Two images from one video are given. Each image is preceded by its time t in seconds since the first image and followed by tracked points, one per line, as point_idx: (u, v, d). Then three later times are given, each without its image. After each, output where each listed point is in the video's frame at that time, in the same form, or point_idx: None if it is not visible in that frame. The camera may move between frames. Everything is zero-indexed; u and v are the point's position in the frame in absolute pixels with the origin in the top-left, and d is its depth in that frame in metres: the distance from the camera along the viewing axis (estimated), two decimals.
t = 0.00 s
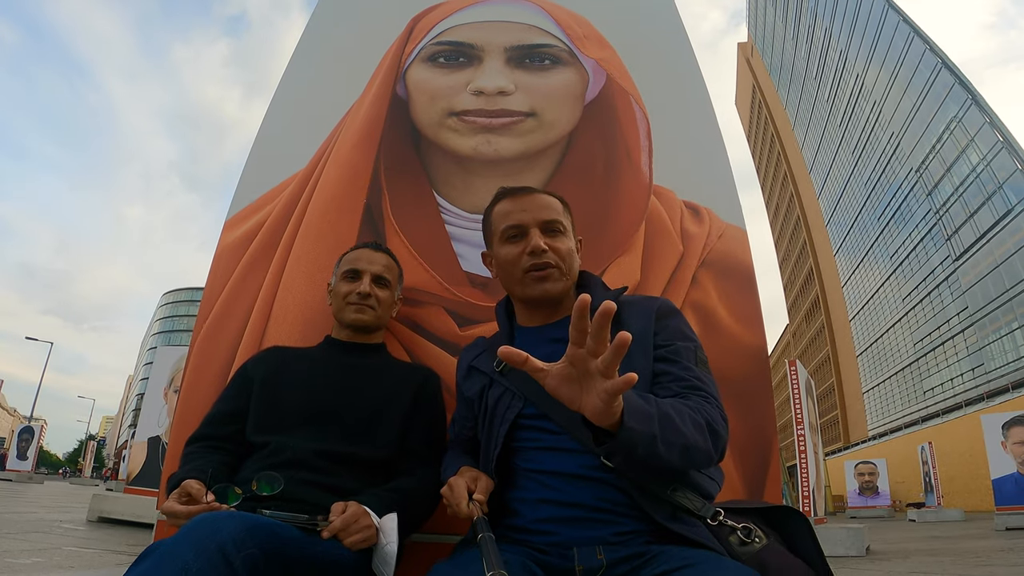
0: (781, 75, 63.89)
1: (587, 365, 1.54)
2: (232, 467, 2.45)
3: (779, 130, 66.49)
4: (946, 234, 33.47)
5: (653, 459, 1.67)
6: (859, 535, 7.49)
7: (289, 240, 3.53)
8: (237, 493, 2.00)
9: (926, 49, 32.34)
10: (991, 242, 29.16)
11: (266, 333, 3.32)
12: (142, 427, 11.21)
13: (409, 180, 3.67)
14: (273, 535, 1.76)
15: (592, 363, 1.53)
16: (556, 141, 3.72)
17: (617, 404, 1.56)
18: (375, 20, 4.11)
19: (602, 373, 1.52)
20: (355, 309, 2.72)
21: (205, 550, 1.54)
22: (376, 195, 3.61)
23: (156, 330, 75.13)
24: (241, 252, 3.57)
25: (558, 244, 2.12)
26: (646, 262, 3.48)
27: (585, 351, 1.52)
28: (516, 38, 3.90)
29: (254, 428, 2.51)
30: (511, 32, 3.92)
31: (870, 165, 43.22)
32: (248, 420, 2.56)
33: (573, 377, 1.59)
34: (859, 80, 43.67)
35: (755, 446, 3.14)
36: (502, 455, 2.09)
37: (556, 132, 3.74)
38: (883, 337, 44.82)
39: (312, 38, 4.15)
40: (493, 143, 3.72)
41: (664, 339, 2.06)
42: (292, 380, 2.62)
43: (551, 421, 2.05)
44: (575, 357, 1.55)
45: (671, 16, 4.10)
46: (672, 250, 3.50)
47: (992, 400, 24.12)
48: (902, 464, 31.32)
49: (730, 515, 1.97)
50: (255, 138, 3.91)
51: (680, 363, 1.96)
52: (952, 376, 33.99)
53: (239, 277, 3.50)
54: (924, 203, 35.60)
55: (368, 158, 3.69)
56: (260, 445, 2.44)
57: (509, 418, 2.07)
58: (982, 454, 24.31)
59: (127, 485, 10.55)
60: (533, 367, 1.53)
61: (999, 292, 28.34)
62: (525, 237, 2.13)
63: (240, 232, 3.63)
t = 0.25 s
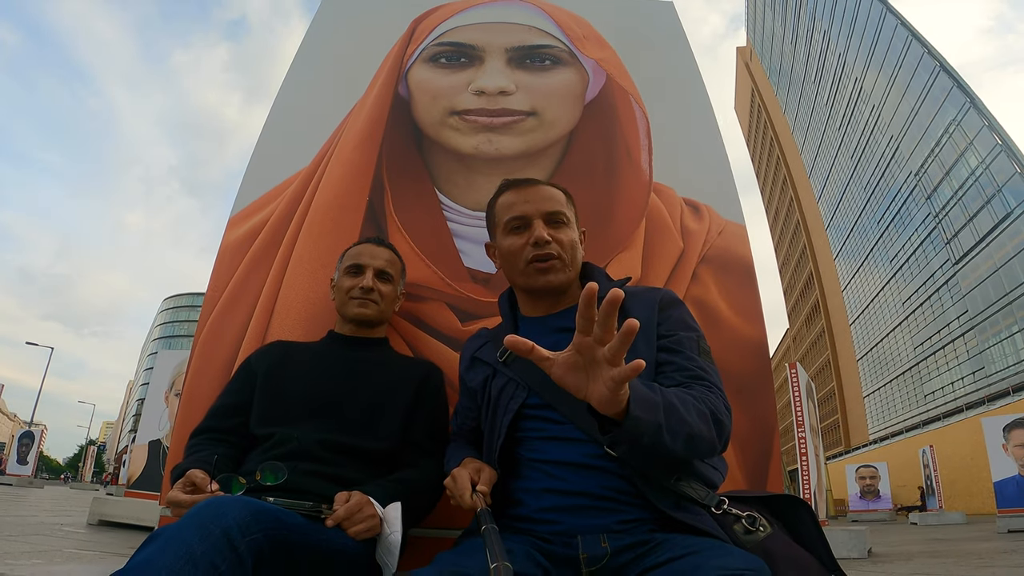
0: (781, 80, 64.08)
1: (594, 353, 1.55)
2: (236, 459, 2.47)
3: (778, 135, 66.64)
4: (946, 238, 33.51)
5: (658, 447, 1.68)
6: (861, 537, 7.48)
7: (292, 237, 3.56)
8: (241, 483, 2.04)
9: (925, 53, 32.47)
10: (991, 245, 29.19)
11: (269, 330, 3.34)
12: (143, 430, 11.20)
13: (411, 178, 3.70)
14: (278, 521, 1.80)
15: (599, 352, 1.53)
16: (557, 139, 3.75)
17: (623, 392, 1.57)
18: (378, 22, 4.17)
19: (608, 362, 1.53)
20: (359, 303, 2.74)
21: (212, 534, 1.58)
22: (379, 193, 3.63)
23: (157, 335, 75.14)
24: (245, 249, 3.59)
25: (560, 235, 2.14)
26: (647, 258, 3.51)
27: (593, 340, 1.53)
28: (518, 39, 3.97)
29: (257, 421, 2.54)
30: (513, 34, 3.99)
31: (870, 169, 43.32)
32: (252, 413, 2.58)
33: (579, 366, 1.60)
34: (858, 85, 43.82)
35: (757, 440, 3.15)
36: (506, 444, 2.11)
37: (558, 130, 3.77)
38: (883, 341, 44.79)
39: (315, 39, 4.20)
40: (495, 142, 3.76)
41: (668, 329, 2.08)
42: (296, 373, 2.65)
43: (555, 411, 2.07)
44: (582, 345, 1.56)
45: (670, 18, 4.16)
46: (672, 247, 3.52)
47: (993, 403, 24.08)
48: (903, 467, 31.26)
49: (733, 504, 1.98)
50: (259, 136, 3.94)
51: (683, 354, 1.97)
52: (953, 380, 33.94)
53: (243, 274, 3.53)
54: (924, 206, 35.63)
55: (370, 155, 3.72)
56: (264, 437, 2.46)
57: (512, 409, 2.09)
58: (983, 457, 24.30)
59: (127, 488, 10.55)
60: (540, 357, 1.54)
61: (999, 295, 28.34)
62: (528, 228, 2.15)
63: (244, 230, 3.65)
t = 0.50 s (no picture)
0: (780, 83, 64.18)
1: (595, 352, 1.56)
2: (237, 459, 2.47)
3: (778, 138, 66.69)
4: (945, 241, 33.50)
5: (660, 447, 1.69)
6: (863, 540, 7.46)
7: (293, 239, 3.57)
8: (242, 483, 2.06)
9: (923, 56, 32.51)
10: (990, 248, 29.18)
11: (270, 331, 3.35)
12: (143, 434, 11.17)
13: (412, 180, 3.70)
14: (280, 520, 1.81)
15: (600, 350, 1.54)
16: (557, 141, 3.76)
17: (624, 391, 1.57)
18: (379, 25, 4.20)
19: (610, 358, 1.53)
20: (359, 304, 2.75)
21: (213, 531, 1.59)
22: (379, 195, 3.64)
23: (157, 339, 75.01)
24: (246, 251, 3.61)
25: (561, 235, 2.15)
26: (646, 259, 3.52)
27: (595, 338, 1.54)
28: (518, 42, 3.99)
29: (258, 421, 2.54)
30: (513, 36, 4.01)
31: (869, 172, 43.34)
32: (252, 413, 2.59)
33: (580, 363, 1.60)
34: (856, 88, 43.89)
35: (757, 440, 3.16)
36: (507, 444, 2.11)
37: (558, 132, 3.78)
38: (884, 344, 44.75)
39: (316, 42, 4.23)
40: (495, 144, 3.77)
41: (669, 329, 2.09)
42: (297, 374, 2.65)
43: (556, 410, 2.07)
44: (584, 343, 1.56)
45: (670, 20, 4.18)
46: (673, 248, 3.53)
47: (994, 406, 24.05)
48: (904, 470, 31.21)
49: (735, 504, 1.98)
50: (260, 138, 3.95)
51: (684, 353, 1.98)
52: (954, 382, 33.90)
53: (244, 277, 3.54)
54: (923, 209, 35.64)
55: (371, 157, 3.73)
56: (265, 437, 2.47)
57: (513, 409, 2.09)
58: (984, 460, 24.26)
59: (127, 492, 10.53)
60: (541, 355, 1.55)
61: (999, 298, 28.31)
62: (528, 228, 2.16)
63: (244, 232, 3.66)
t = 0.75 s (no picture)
0: (779, 86, 64.24)
1: (590, 356, 1.55)
2: (233, 465, 2.47)
3: (777, 141, 66.73)
4: (945, 244, 33.47)
5: (655, 455, 1.68)
6: (863, 543, 7.44)
7: (290, 245, 3.57)
8: (237, 490, 2.05)
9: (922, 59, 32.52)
10: (990, 251, 29.14)
11: (267, 338, 3.35)
12: (142, 439, 11.14)
13: (409, 186, 3.71)
14: (274, 527, 1.81)
15: (596, 356, 1.53)
16: (554, 146, 3.77)
17: (619, 397, 1.56)
18: (378, 31, 4.21)
19: (605, 366, 1.53)
20: (356, 310, 2.74)
21: (206, 540, 1.58)
22: (377, 200, 3.64)
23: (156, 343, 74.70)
24: (243, 257, 3.61)
25: (557, 242, 2.14)
26: (644, 265, 3.51)
27: (590, 344, 1.53)
28: (516, 47, 4.00)
29: (254, 427, 2.54)
30: (511, 41, 4.02)
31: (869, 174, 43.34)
32: (249, 420, 2.59)
33: (575, 370, 1.60)
34: (856, 90, 43.91)
35: (754, 446, 3.16)
36: (503, 451, 2.11)
37: (555, 137, 3.79)
38: (884, 346, 44.67)
39: (315, 48, 4.24)
40: (493, 149, 3.78)
41: (665, 336, 2.09)
42: (293, 380, 2.65)
43: (551, 418, 2.07)
44: (580, 349, 1.56)
45: (668, 25, 4.20)
46: (669, 253, 3.53)
47: (995, 409, 23.99)
48: (905, 473, 31.14)
49: (732, 510, 1.98)
50: (258, 143, 3.95)
51: (680, 360, 1.98)
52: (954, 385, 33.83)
53: (241, 283, 3.54)
54: (923, 213, 35.61)
55: (368, 163, 3.74)
56: (261, 443, 2.47)
57: (509, 416, 2.09)
58: (985, 463, 24.20)
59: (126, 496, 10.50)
60: (536, 362, 1.54)
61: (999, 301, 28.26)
62: (524, 236, 2.16)
63: (242, 238, 3.66)
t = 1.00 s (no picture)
0: (779, 88, 64.30)
1: (585, 359, 1.54)
2: (230, 467, 2.47)
3: (777, 143, 66.78)
4: (945, 246, 33.46)
5: (651, 458, 1.68)
6: (863, 545, 7.43)
7: (289, 247, 3.57)
8: (233, 492, 2.05)
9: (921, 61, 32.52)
10: (990, 252, 29.11)
11: (265, 341, 3.34)
12: (142, 441, 11.11)
13: (407, 187, 3.71)
14: (270, 530, 1.81)
15: (590, 358, 1.53)
16: (553, 148, 3.77)
17: (615, 400, 1.56)
18: (376, 33, 4.22)
19: (600, 368, 1.52)
20: (353, 313, 2.74)
21: (201, 542, 1.59)
22: (375, 203, 3.65)
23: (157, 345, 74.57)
24: (241, 259, 3.61)
25: (554, 244, 2.14)
26: (642, 267, 3.51)
27: (585, 347, 1.53)
28: (514, 49, 4.00)
29: (252, 429, 2.54)
30: (509, 43, 4.02)
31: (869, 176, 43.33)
32: (246, 422, 2.59)
33: (571, 373, 1.60)
34: (855, 92, 43.92)
35: (752, 448, 3.15)
36: (500, 453, 2.11)
37: (553, 139, 3.79)
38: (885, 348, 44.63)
39: (313, 50, 4.25)
40: (491, 152, 3.78)
41: (662, 338, 2.09)
42: (291, 383, 2.65)
43: (548, 421, 2.07)
44: (575, 352, 1.56)
45: (666, 27, 4.20)
46: (667, 256, 3.53)
47: (995, 411, 23.94)
48: (906, 475, 31.07)
49: (729, 512, 1.97)
50: (257, 146, 3.96)
51: (676, 362, 1.98)
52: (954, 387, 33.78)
53: (239, 286, 3.54)
54: (923, 214, 35.58)
55: (366, 166, 3.74)
56: (258, 445, 2.47)
57: (506, 419, 2.09)
58: (986, 464, 24.14)
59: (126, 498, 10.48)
60: (532, 365, 1.55)
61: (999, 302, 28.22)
62: (521, 237, 2.16)
63: (240, 240, 3.67)
